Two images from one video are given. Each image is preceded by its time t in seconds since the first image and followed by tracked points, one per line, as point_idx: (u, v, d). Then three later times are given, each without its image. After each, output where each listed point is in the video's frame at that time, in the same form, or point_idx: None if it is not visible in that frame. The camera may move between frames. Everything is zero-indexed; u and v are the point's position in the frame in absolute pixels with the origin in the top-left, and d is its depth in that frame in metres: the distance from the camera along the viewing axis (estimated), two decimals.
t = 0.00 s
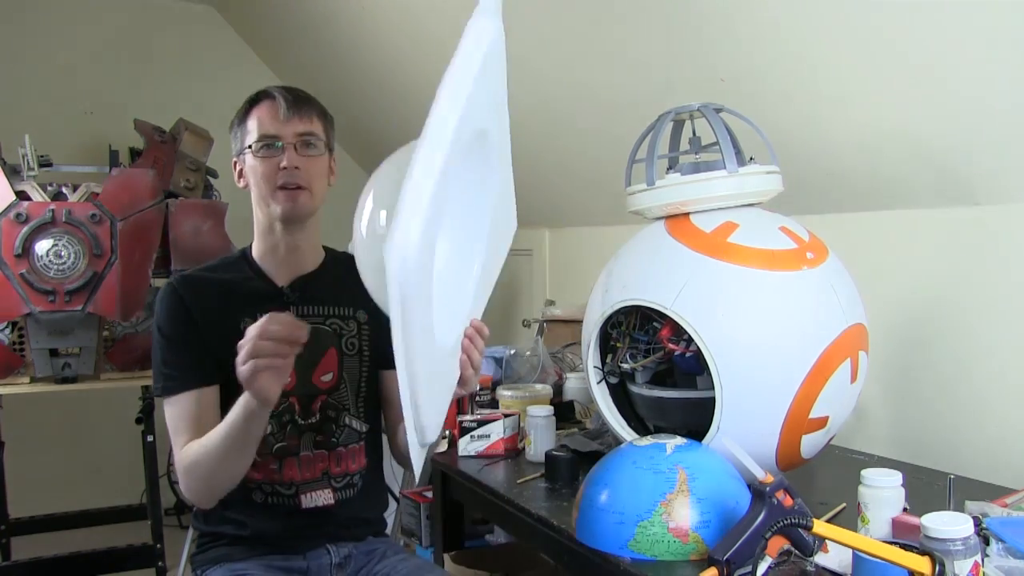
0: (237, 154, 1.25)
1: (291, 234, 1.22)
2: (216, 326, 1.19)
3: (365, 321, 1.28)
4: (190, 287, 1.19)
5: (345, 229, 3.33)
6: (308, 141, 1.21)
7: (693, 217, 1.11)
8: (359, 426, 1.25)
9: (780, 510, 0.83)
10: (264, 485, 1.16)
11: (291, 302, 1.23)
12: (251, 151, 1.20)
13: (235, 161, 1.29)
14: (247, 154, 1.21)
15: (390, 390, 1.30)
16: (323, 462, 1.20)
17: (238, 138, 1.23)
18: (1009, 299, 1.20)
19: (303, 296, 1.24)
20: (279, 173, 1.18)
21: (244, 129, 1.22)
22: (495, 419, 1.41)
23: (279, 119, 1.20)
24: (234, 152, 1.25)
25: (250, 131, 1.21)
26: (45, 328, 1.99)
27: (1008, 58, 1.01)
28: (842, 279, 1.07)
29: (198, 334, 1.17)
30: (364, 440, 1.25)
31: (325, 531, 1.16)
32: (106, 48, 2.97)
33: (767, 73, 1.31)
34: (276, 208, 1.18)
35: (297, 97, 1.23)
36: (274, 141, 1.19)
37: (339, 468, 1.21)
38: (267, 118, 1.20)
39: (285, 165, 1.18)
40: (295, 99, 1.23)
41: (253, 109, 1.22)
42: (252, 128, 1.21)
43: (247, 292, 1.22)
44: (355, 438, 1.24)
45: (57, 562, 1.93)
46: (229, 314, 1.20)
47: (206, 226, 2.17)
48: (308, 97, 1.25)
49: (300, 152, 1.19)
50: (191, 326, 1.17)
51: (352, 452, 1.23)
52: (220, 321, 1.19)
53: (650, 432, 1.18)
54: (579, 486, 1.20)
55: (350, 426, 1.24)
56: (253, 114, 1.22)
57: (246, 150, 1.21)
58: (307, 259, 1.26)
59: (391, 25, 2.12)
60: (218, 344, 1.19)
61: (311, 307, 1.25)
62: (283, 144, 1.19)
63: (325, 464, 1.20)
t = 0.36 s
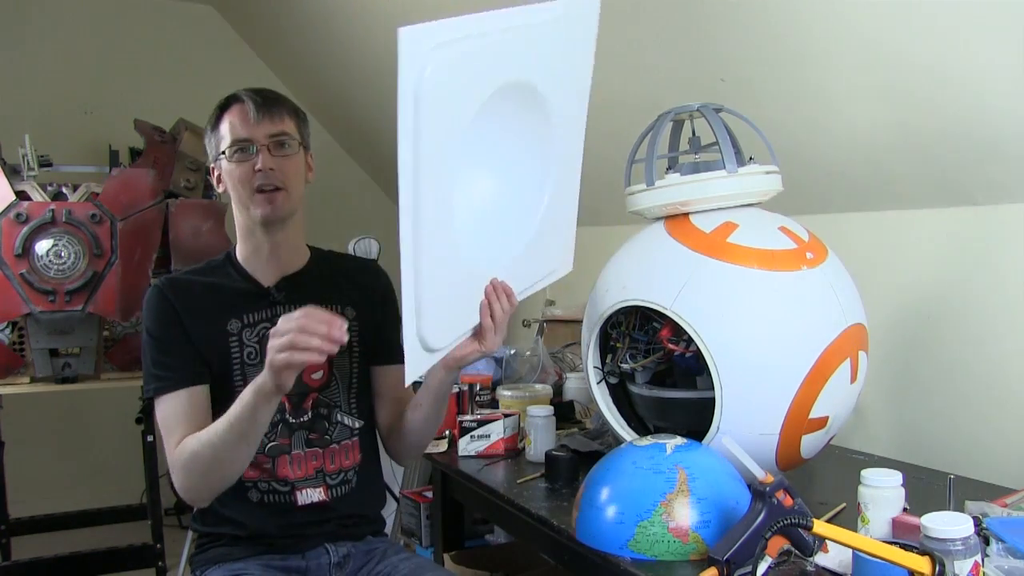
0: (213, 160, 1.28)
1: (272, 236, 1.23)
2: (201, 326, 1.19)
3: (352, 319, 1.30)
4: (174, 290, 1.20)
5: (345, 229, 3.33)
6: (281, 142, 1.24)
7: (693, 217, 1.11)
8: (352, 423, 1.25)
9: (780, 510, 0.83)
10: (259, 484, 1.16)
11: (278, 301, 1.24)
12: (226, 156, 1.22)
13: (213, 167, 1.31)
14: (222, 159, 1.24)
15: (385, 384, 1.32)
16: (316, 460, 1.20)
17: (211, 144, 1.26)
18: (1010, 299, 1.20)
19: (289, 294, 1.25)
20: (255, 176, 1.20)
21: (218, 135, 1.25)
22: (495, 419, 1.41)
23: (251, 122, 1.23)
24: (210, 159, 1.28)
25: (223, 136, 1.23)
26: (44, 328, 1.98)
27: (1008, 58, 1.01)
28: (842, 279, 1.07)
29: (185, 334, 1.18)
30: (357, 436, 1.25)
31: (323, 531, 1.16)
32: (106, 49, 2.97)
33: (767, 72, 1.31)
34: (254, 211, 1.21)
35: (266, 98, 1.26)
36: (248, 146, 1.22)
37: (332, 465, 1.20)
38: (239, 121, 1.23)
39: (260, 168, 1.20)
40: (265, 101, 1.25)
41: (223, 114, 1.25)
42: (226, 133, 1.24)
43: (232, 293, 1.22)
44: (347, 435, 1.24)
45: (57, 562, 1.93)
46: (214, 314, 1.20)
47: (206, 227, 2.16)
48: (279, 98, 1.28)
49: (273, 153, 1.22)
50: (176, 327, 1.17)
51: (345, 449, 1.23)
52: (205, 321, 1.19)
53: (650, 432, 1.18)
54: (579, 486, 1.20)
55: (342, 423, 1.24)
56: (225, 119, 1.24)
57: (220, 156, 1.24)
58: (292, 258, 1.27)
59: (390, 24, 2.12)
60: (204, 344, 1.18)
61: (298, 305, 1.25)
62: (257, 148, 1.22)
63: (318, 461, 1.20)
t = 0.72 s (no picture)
0: (196, 164, 1.28)
1: (260, 235, 1.25)
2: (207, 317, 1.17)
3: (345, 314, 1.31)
4: (174, 285, 1.18)
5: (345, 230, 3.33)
6: (265, 142, 1.24)
7: (693, 218, 1.11)
8: (349, 418, 1.26)
9: (779, 509, 0.83)
10: (260, 483, 1.15)
11: (276, 297, 1.24)
12: (210, 160, 1.23)
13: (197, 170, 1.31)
14: (206, 163, 1.24)
15: (374, 378, 1.33)
16: (316, 457, 1.20)
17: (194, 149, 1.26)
18: (1010, 299, 1.20)
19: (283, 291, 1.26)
20: (241, 178, 1.21)
21: (200, 139, 1.25)
22: (495, 419, 1.41)
23: (234, 124, 1.23)
24: (194, 162, 1.28)
25: (207, 140, 1.24)
26: (44, 328, 1.98)
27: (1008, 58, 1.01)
28: (842, 278, 1.08)
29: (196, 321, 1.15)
30: (354, 430, 1.26)
31: (322, 531, 1.16)
32: (106, 49, 2.97)
33: (766, 72, 1.31)
34: (242, 213, 1.21)
35: (247, 99, 1.26)
36: (232, 148, 1.22)
37: (332, 461, 1.21)
38: (222, 124, 1.24)
39: (246, 170, 1.21)
40: (246, 102, 1.26)
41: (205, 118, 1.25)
42: (209, 137, 1.24)
43: (233, 289, 1.22)
44: (345, 431, 1.25)
45: (57, 562, 1.93)
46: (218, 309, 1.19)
47: (206, 226, 2.14)
48: (260, 99, 1.28)
49: (257, 155, 1.23)
50: (185, 314, 1.14)
51: (344, 444, 1.23)
52: (210, 314, 1.18)
53: (650, 432, 1.18)
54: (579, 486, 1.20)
55: (340, 418, 1.25)
56: (208, 122, 1.25)
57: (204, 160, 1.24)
58: (281, 257, 1.28)
59: (391, 23, 2.12)
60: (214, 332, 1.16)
61: (294, 302, 1.26)
62: (241, 149, 1.23)
63: (318, 457, 1.20)
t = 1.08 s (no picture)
0: (197, 159, 1.27)
1: (260, 235, 1.25)
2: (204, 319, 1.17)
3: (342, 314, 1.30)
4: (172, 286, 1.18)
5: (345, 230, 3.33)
6: (270, 144, 1.24)
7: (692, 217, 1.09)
8: (348, 418, 1.26)
9: (779, 510, 0.83)
10: (259, 484, 1.16)
11: (272, 298, 1.24)
12: (213, 158, 1.22)
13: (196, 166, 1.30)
14: (209, 161, 1.23)
15: (373, 379, 1.33)
16: (315, 457, 1.20)
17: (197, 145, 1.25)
18: (1010, 299, 1.20)
19: (281, 291, 1.25)
20: (245, 180, 1.21)
21: (204, 136, 1.24)
22: (495, 419, 1.41)
23: (239, 125, 1.23)
24: (194, 159, 1.27)
25: (210, 138, 1.23)
26: (44, 328, 1.98)
27: (1007, 58, 1.01)
28: (842, 279, 1.08)
29: (193, 322, 1.15)
30: (354, 431, 1.26)
31: (322, 531, 1.16)
32: (106, 49, 2.97)
33: (766, 72, 1.31)
34: (244, 215, 1.22)
35: (254, 99, 1.25)
36: (236, 148, 1.22)
37: (331, 461, 1.21)
38: (227, 123, 1.23)
39: (251, 172, 1.21)
40: (253, 101, 1.25)
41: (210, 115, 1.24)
42: (213, 135, 1.23)
43: (229, 290, 1.22)
44: (344, 431, 1.25)
45: (57, 562, 1.93)
46: (214, 310, 1.19)
47: (206, 226, 2.15)
48: (265, 98, 1.27)
49: (262, 157, 1.23)
50: (182, 316, 1.14)
51: (343, 444, 1.23)
52: (207, 315, 1.18)
53: (650, 432, 1.18)
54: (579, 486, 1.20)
55: (340, 418, 1.25)
56: (212, 119, 1.24)
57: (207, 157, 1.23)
58: (279, 258, 1.28)
59: (390, 22, 2.11)
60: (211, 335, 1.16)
61: (291, 302, 1.26)
62: (246, 151, 1.22)
63: (317, 457, 1.20)
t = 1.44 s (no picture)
0: (197, 155, 1.25)
1: (262, 236, 1.25)
2: (203, 319, 1.17)
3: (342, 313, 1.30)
4: (171, 287, 1.18)
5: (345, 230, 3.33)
6: (282, 146, 1.24)
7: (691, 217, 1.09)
8: (349, 417, 1.26)
9: (780, 509, 0.83)
10: (260, 484, 1.15)
11: (272, 298, 1.24)
12: (223, 155, 1.20)
13: (190, 161, 1.28)
14: (217, 157, 1.21)
15: (372, 378, 1.33)
16: (316, 456, 1.20)
17: (204, 140, 1.23)
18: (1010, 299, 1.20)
19: (281, 291, 1.25)
20: (257, 179, 1.20)
21: (212, 131, 1.22)
22: (495, 419, 1.41)
23: (253, 124, 1.23)
24: (195, 154, 1.25)
25: (221, 135, 1.21)
26: (44, 328, 1.98)
27: (1006, 57, 1.01)
28: (842, 279, 1.08)
29: (192, 323, 1.15)
30: (355, 430, 1.26)
31: (323, 531, 1.16)
32: (106, 48, 2.97)
33: (766, 72, 1.31)
34: (254, 214, 1.21)
35: (265, 101, 1.26)
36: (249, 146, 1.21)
37: (333, 460, 1.21)
38: (240, 122, 1.22)
39: (264, 172, 1.21)
40: (264, 103, 1.26)
41: (223, 112, 1.23)
42: (223, 131, 1.22)
43: (229, 290, 1.22)
44: (345, 430, 1.24)
45: (57, 562, 1.93)
46: (215, 309, 1.19)
47: (206, 226, 2.15)
48: (273, 102, 1.28)
49: (275, 157, 1.23)
50: (181, 317, 1.15)
51: (344, 444, 1.23)
52: (206, 315, 1.18)
53: (650, 432, 1.18)
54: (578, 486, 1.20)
55: (340, 418, 1.25)
56: (222, 116, 1.22)
57: (216, 153, 1.21)
58: (278, 258, 1.28)
59: (390, 22, 2.11)
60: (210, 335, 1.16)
61: (291, 302, 1.26)
62: (259, 150, 1.22)
63: (319, 457, 1.20)
